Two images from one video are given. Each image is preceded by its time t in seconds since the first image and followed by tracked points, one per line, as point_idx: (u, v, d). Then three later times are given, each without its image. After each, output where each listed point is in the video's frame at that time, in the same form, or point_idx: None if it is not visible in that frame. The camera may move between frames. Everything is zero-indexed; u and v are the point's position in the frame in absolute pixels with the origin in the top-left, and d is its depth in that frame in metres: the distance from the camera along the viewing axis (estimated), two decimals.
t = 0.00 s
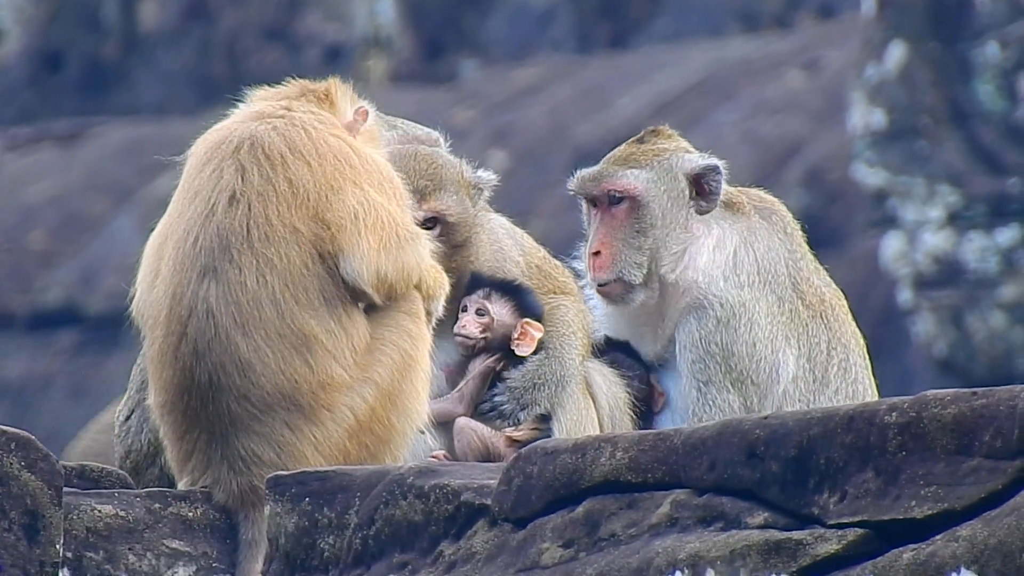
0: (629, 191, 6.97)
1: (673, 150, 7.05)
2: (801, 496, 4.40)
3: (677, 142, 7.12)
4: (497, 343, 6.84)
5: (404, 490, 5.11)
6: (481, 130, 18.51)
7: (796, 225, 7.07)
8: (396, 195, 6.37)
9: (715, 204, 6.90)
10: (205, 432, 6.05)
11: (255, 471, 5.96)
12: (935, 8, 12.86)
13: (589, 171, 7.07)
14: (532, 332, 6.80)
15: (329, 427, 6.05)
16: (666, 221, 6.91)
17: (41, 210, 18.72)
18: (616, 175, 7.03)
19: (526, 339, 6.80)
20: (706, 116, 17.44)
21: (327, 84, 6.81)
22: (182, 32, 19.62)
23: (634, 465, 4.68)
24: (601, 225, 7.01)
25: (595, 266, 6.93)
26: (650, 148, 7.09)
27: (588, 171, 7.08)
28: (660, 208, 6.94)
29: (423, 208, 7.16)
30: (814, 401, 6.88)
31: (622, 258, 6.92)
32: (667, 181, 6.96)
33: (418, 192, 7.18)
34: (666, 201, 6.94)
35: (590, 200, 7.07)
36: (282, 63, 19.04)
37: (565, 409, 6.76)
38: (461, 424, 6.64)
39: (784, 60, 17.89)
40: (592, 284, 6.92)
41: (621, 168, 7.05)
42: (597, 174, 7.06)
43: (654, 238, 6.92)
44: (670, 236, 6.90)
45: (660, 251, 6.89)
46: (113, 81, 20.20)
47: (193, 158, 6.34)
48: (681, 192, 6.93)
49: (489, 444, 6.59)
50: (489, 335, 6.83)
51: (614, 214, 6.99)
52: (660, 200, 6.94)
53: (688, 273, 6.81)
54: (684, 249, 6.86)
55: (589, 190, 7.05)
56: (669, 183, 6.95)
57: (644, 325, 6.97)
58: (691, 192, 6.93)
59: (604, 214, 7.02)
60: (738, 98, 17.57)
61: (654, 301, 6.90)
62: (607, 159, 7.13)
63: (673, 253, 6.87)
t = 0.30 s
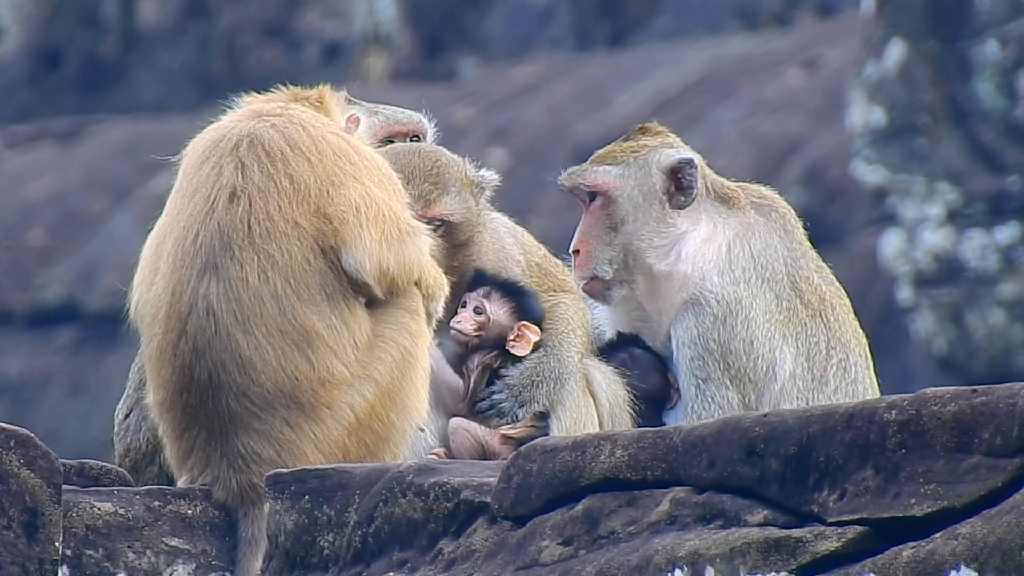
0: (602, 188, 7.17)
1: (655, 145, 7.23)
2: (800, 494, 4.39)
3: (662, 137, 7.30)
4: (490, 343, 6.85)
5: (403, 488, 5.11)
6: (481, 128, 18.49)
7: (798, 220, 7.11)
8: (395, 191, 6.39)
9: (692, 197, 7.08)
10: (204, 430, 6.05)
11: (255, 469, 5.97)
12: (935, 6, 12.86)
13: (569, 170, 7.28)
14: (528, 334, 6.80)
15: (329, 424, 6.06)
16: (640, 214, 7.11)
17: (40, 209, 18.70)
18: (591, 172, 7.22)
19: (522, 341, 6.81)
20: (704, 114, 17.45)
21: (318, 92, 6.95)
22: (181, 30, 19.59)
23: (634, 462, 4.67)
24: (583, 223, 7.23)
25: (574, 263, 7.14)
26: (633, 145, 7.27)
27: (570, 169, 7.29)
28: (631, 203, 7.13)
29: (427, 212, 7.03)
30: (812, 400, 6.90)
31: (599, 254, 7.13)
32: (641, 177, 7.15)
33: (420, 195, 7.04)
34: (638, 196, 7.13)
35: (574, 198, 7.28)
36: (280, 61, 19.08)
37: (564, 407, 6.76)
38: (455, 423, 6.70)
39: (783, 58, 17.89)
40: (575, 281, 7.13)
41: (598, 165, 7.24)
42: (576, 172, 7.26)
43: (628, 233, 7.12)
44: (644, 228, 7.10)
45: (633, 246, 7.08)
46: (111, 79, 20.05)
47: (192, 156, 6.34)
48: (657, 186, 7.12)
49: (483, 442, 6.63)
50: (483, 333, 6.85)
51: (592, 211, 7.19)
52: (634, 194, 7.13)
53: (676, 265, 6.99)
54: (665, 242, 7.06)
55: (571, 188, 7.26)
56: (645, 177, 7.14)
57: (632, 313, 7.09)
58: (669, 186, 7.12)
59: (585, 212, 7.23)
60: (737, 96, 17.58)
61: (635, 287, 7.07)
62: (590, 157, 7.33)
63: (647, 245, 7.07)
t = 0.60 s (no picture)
0: (580, 189, 7.30)
1: (637, 143, 7.32)
2: (800, 492, 4.39)
3: (648, 136, 7.39)
4: (493, 343, 6.86)
5: (402, 486, 5.11)
6: (480, 126, 18.49)
7: (795, 216, 7.15)
8: (395, 189, 6.39)
9: (665, 194, 7.17)
10: (204, 428, 6.05)
11: (254, 467, 5.96)
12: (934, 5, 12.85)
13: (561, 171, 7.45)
14: (530, 336, 6.80)
15: (329, 423, 6.06)
16: (613, 212, 7.23)
17: (40, 207, 18.69)
18: (573, 173, 7.37)
19: (524, 342, 6.80)
20: (704, 113, 17.45)
21: (316, 90, 6.96)
22: (180, 29, 19.56)
23: (633, 461, 4.67)
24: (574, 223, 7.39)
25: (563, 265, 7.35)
26: (619, 143, 7.37)
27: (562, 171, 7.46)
28: (604, 203, 7.25)
29: (426, 213, 7.14)
30: (808, 397, 6.92)
31: (581, 254, 7.30)
32: (616, 176, 7.26)
33: (418, 197, 7.15)
34: (608, 196, 7.25)
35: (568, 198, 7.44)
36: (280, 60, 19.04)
37: (564, 406, 6.72)
38: (456, 421, 6.73)
39: (783, 57, 17.88)
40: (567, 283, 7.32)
41: (583, 166, 7.38)
42: (564, 173, 7.43)
43: (602, 233, 7.25)
44: (619, 226, 7.22)
45: (606, 245, 7.23)
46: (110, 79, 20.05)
47: (191, 154, 6.35)
48: (631, 184, 7.23)
49: (483, 440, 6.66)
50: (484, 334, 6.88)
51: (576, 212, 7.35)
52: (607, 192, 7.26)
53: (661, 259, 7.09)
54: (643, 238, 7.17)
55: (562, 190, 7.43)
56: (620, 175, 7.26)
57: (625, 307, 7.20)
58: (645, 184, 7.22)
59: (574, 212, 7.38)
60: (737, 96, 17.58)
61: (622, 282, 7.20)
62: (583, 157, 7.47)
63: (623, 242, 7.20)
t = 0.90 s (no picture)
0: (573, 188, 7.44)
1: (630, 143, 7.40)
2: (800, 490, 4.39)
3: (642, 136, 7.45)
4: (495, 342, 6.88)
5: (402, 485, 5.11)
6: (480, 124, 18.48)
7: (791, 213, 7.15)
8: (394, 187, 6.39)
9: (652, 192, 7.25)
10: (204, 426, 6.05)
11: (254, 466, 5.96)
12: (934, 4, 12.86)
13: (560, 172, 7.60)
14: (532, 336, 6.82)
15: (328, 421, 6.06)
16: (602, 211, 7.34)
17: (40, 206, 18.68)
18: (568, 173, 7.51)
19: (525, 343, 6.82)
20: (704, 111, 17.46)
21: (314, 89, 6.98)
22: (179, 26, 19.34)
23: (633, 460, 4.67)
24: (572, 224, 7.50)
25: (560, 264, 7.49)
26: (615, 144, 7.48)
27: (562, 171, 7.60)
28: (593, 202, 7.37)
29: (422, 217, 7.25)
30: (802, 396, 6.90)
31: (575, 253, 7.42)
32: (606, 175, 7.37)
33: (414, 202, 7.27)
34: (596, 194, 7.37)
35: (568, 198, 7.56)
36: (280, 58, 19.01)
37: (564, 404, 6.72)
38: (456, 420, 6.72)
39: (782, 55, 17.88)
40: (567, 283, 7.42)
41: (579, 167, 7.51)
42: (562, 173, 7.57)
43: (593, 231, 7.36)
44: (607, 224, 7.32)
45: (595, 242, 7.33)
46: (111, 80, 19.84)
47: (192, 153, 6.35)
48: (620, 182, 7.33)
49: (483, 439, 6.65)
50: (486, 334, 6.91)
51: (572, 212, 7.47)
52: (596, 191, 7.37)
53: (649, 255, 7.14)
54: (631, 236, 7.24)
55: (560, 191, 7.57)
56: (610, 175, 7.36)
57: (618, 304, 7.21)
58: (634, 183, 7.31)
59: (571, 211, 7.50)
60: (737, 94, 17.58)
61: (615, 281, 7.25)
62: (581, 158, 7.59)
63: (612, 240, 7.29)
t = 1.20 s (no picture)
0: (572, 185, 7.47)
1: (629, 140, 7.42)
2: (799, 490, 4.39)
3: (642, 134, 7.47)
4: (495, 343, 6.86)
5: (401, 484, 5.11)
6: (480, 123, 18.48)
7: (791, 213, 7.14)
8: (393, 186, 6.39)
9: (650, 189, 7.27)
10: (204, 425, 6.05)
11: (253, 465, 5.96)
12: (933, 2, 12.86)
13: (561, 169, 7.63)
14: (531, 336, 6.82)
15: (328, 421, 6.06)
16: (600, 209, 7.37)
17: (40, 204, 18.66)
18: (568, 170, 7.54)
19: (524, 342, 6.82)
20: (704, 110, 17.45)
21: (310, 87, 6.97)
22: (179, 25, 19.28)
23: (633, 458, 4.67)
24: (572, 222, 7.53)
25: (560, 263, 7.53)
26: (615, 142, 7.50)
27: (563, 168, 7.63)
28: (592, 199, 7.40)
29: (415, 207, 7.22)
30: (799, 396, 6.89)
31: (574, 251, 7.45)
32: (605, 172, 7.39)
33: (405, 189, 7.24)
34: (596, 191, 7.39)
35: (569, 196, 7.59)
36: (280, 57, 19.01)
37: (564, 403, 6.72)
38: (456, 418, 6.68)
39: (782, 54, 17.87)
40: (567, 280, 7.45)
41: (579, 164, 7.53)
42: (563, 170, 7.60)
43: (591, 228, 7.39)
44: (605, 223, 7.35)
45: (594, 239, 7.36)
46: (110, 79, 19.80)
47: (192, 151, 6.34)
48: (618, 180, 7.35)
49: (483, 439, 6.61)
50: (485, 335, 6.88)
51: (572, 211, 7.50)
52: (596, 189, 7.39)
53: (646, 253, 7.19)
54: (629, 234, 7.26)
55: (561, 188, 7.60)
56: (608, 173, 7.38)
57: (619, 304, 7.27)
58: (632, 180, 7.33)
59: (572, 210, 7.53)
60: (737, 93, 17.58)
61: (614, 281, 7.31)
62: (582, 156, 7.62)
63: (610, 238, 7.32)
